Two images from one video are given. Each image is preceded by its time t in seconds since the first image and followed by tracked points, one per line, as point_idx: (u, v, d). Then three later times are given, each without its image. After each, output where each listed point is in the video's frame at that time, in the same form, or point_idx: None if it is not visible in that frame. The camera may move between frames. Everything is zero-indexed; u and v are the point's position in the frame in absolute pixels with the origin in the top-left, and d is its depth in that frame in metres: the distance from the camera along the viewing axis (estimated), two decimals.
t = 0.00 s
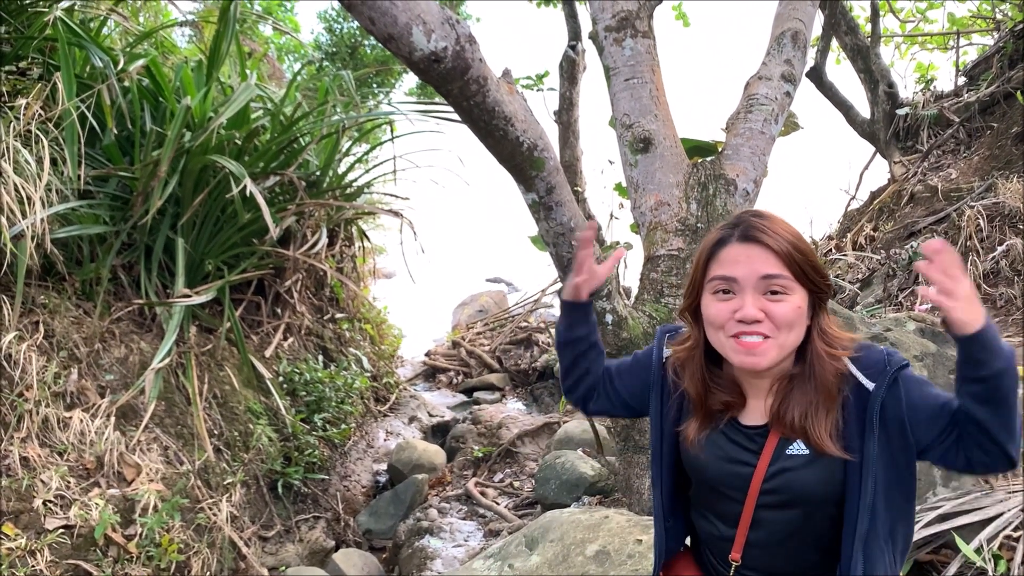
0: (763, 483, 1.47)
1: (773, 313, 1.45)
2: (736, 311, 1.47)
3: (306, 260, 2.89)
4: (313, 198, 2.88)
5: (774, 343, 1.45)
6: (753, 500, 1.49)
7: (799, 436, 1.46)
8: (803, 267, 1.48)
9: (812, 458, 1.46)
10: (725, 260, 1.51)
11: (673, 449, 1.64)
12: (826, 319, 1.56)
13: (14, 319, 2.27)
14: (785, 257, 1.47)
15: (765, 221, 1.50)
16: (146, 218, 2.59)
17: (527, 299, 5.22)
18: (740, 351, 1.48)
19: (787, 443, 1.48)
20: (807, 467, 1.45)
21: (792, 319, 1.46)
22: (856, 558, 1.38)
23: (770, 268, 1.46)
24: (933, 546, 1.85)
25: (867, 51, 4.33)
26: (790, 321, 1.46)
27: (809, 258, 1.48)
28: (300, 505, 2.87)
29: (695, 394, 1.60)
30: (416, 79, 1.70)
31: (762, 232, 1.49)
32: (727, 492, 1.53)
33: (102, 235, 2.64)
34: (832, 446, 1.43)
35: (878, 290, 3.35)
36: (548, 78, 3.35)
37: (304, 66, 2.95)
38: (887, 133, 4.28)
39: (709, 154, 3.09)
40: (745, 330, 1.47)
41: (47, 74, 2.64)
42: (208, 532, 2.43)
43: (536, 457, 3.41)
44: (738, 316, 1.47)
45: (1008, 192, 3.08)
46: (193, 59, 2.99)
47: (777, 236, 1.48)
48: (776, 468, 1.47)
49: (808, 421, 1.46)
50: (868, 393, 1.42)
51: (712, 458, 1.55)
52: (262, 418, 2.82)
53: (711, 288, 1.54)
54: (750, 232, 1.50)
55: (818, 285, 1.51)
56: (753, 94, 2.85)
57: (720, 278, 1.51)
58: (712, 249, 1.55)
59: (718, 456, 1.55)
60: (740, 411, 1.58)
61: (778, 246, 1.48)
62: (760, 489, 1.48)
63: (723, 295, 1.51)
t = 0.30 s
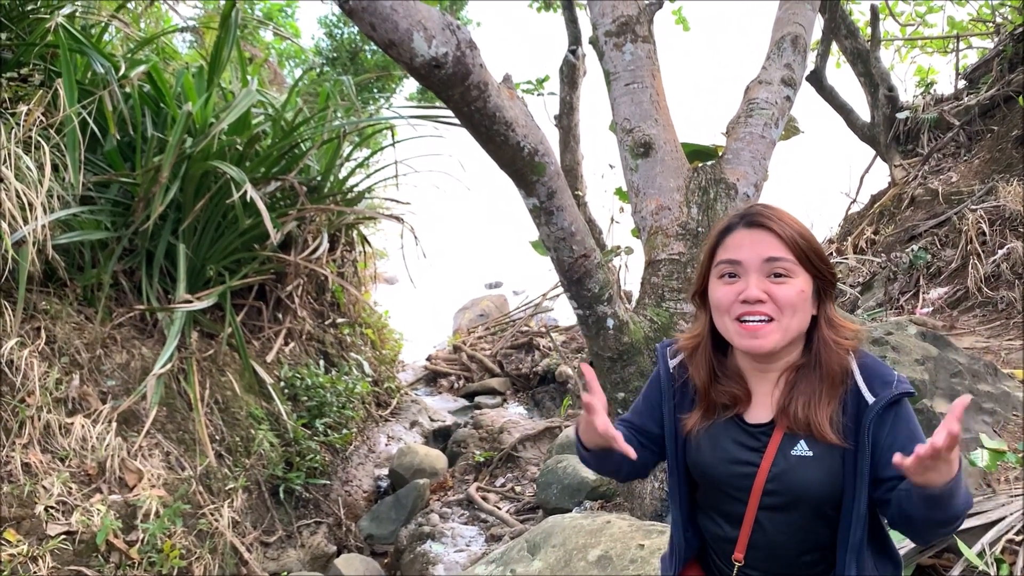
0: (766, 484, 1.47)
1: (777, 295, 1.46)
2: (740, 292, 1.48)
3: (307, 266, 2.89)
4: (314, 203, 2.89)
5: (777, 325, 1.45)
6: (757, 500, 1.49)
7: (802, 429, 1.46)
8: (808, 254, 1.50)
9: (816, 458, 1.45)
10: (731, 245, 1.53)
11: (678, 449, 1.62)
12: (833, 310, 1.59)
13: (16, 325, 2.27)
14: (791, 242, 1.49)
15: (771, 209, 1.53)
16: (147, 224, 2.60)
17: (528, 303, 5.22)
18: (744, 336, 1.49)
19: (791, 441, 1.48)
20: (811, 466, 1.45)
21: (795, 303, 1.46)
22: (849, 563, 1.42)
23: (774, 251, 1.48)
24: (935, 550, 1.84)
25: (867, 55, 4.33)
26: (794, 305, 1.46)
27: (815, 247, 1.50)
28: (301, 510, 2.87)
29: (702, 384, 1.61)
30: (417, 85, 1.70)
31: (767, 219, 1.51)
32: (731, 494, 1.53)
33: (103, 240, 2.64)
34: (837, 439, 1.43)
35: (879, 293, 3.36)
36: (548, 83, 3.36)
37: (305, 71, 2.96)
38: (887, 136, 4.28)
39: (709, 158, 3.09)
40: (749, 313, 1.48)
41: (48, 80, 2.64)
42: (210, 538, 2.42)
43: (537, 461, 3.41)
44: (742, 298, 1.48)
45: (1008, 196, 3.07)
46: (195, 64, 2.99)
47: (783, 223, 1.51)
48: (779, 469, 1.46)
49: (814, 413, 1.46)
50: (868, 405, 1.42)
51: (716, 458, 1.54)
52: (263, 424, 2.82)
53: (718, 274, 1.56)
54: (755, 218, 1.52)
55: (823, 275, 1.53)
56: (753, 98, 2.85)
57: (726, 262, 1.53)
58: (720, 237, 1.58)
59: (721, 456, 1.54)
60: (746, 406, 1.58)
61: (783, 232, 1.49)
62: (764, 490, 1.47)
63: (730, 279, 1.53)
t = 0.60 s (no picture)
0: (771, 477, 1.47)
1: (785, 294, 1.47)
2: (747, 291, 1.49)
3: (309, 268, 2.89)
4: (315, 206, 2.89)
5: (785, 322, 1.47)
6: (761, 495, 1.48)
7: (809, 422, 1.46)
8: (814, 252, 1.50)
9: (822, 451, 1.45)
10: (737, 243, 1.53)
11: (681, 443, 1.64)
12: (837, 305, 1.59)
13: (17, 328, 2.27)
14: (796, 240, 1.48)
15: (777, 206, 1.52)
16: (148, 227, 2.60)
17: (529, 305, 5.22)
18: (751, 333, 1.50)
19: (797, 434, 1.48)
20: (817, 459, 1.45)
21: (802, 300, 1.47)
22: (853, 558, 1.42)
23: (780, 250, 1.48)
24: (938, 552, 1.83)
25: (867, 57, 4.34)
26: (802, 303, 1.47)
27: (821, 244, 1.50)
28: (303, 513, 2.86)
29: (705, 379, 1.61)
30: (418, 88, 1.70)
31: (773, 217, 1.50)
32: (734, 488, 1.52)
33: (105, 243, 2.64)
34: (844, 431, 1.43)
35: (881, 295, 3.36)
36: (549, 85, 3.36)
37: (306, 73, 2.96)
38: (888, 138, 4.28)
39: (710, 160, 3.09)
40: (756, 310, 1.48)
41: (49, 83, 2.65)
42: (212, 541, 2.42)
43: (539, 463, 3.41)
44: (749, 297, 1.49)
45: (1010, 198, 3.08)
46: (196, 67, 3.00)
47: (788, 220, 1.50)
48: (784, 462, 1.46)
49: (821, 407, 1.46)
50: (875, 400, 1.43)
51: (719, 452, 1.54)
52: (264, 426, 2.82)
53: (723, 272, 1.56)
54: (761, 216, 1.51)
55: (829, 272, 1.53)
56: (755, 99, 2.85)
57: (732, 261, 1.53)
58: (725, 235, 1.58)
59: (725, 450, 1.53)
60: (750, 399, 1.57)
61: (790, 231, 1.49)
62: (768, 483, 1.47)
63: (736, 277, 1.53)
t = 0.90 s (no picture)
0: (768, 475, 1.47)
1: (783, 294, 1.47)
2: (746, 292, 1.50)
3: (310, 268, 2.90)
4: (316, 206, 2.89)
5: (783, 322, 1.47)
6: (758, 492, 1.49)
7: (806, 421, 1.47)
8: (814, 252, 1.50)
9: (820, 449, 1.46)
10: (737, 243, 1.53)
11: (679, 440, 1.65)
12: (837, 305, 1.58)
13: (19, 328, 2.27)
14: (796, 240, 1.48)
15: (778, 206, 1.52)
16: (150, 227, 2.60)
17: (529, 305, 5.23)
18: (750, 331, 1.51)
19: (795, 432, 1.48)
20: (815, 457, 1.46)
21: (801, 301, 1.47)
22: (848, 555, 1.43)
23: (779, 250, 1.48)
24: (939, 551, 1.83)
25: (868, 56, 4.34)
26: (801, 303, 1.47)
27: (821, 244, 1.50)
28: (304, 513, 2.87)
29: (703, 376, 1.62)
30: (419, 88, 1.70)
31: (774, 218, 1.50)
32: (732, 485, 1.54)
33: (106, 244, 2.65)
34: (841, 431, 1.44)
35: (881, 294, 3.36)
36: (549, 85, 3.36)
37: (306, 74, 2.97)
38: (888, 137, 4.29)
39: (711, 159, 3.10)
40: (755, 310, 1.49)
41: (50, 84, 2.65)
42: (213, 541, 2.42)
43: (540, 463, 3.41)
44: (748, 297, 1.50)
45: (1009, 196, 3.09)
46: (196, 68, 3.00)
47: (789, 220, 1.50)
48: (781, 460, 1.47)
49: (819, 407, 1.46)
50: (872, 399, 1.43)
51: (717, 449, 1.55)
52: (266, 427, 2.82)
53: (724, 271, 1.57)
54: (762, 216, 1.51)
55: (829, 272, 1.53)
56: (755, 99, 2.86)
57: (732, 261, 1.54)
58: (726, 234, 1.58)
59: (723, 447, 1.54)
60: (748, 398, 1.58)
61: (790, 231, 1.49)
62: (765, 481, 1.48)
63: (736, 277, 1.54)
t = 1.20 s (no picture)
0: (766, 475, 1.47)
1: (779, 295, 1.46)
2: (742, 293, 1.49)
3: (311, 266, 2.89)
4: (317, 204, 2.89)
5: (779, 323, 1.47)
6: (756, 492, 1.49)
7: (804, 421, 1.46)
8: (811, 253, 1.48)
9: (817, 449, 1.45)
10: (733, 244, 1.52)
11: (677, 440, 1.65)
12: (834, 305, 1.57)
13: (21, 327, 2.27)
14: (792, 241, 1.47)
15: (773, 206, 1.51)
16: (151, 226, 2.60)
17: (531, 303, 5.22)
18: (746, 332, 1.50)
19: (793, 432, 1.48)
20: (812, 457, 1.45)
21: (797, 302, 1.46)
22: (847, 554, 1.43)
23: (775, 251, 1.47)
24: (942, 549, 1.81)
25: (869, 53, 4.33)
26: (797, 304, 1.46)
27: (817, 244, 1.49)
28: (306, 511, 2.87)
29: (700, 377, 1.61)
30: (420, 85, 1.70)
31: (770, 218, 1.49)
32: (730, 485, 1.53)
33: (107, 242, 2.64)
34: (839, 431, 1.43)
35: (883, 291, 3.35)
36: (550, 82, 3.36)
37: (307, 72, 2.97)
38: (890, 134, 4.28)
39: (712, 157, 3.09)
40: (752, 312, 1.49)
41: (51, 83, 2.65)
42: (215, 539, 2.41)
43: (541, 461, 3.41)
44: (743, 298, 1.50)
45: (1011, 193, 3.08)
46: (197, 66, 3.00)
47: (784, 221, 1.49)
48: (780, 460, 1.47)
49: (816, 408, 1.45)
50: (869, 399, 1.42)
51: (714, 450, 1.55)
52: (268, 425, 2.82)
53: (719, 272, 1.56)
54: (757, 216, 1.50)
55: (825, 272, 1.52)
56: (756, 96, 2.85)
57: (728, 262, 1.53)
58: (721, 235, 1.57)
59: (721, 448, 1.54)
60: (745, 398, 1.57)
61: (786, 232, 1.48)
62: (763, 481, 1.48)
63: (732, 278, 1.53)
